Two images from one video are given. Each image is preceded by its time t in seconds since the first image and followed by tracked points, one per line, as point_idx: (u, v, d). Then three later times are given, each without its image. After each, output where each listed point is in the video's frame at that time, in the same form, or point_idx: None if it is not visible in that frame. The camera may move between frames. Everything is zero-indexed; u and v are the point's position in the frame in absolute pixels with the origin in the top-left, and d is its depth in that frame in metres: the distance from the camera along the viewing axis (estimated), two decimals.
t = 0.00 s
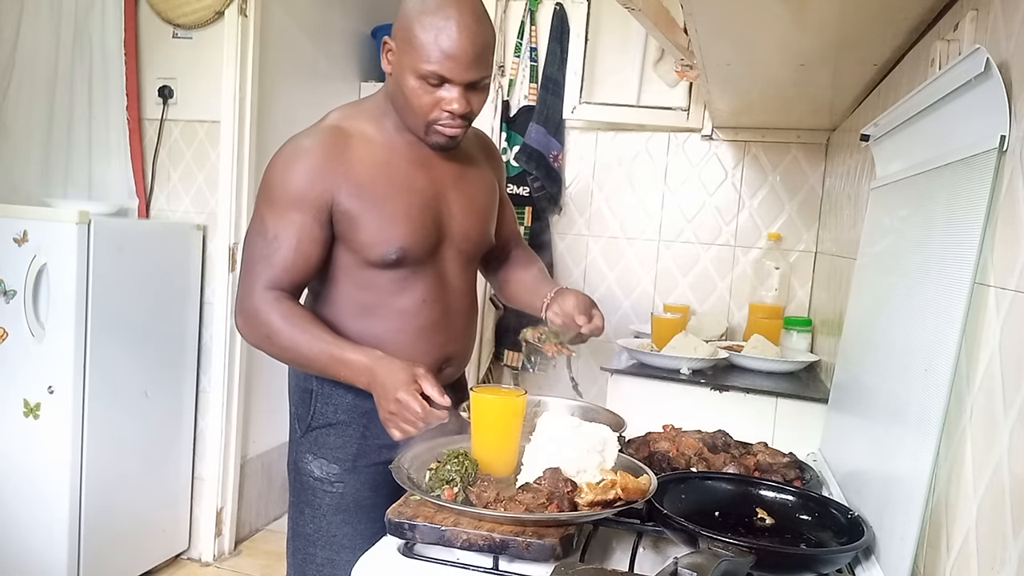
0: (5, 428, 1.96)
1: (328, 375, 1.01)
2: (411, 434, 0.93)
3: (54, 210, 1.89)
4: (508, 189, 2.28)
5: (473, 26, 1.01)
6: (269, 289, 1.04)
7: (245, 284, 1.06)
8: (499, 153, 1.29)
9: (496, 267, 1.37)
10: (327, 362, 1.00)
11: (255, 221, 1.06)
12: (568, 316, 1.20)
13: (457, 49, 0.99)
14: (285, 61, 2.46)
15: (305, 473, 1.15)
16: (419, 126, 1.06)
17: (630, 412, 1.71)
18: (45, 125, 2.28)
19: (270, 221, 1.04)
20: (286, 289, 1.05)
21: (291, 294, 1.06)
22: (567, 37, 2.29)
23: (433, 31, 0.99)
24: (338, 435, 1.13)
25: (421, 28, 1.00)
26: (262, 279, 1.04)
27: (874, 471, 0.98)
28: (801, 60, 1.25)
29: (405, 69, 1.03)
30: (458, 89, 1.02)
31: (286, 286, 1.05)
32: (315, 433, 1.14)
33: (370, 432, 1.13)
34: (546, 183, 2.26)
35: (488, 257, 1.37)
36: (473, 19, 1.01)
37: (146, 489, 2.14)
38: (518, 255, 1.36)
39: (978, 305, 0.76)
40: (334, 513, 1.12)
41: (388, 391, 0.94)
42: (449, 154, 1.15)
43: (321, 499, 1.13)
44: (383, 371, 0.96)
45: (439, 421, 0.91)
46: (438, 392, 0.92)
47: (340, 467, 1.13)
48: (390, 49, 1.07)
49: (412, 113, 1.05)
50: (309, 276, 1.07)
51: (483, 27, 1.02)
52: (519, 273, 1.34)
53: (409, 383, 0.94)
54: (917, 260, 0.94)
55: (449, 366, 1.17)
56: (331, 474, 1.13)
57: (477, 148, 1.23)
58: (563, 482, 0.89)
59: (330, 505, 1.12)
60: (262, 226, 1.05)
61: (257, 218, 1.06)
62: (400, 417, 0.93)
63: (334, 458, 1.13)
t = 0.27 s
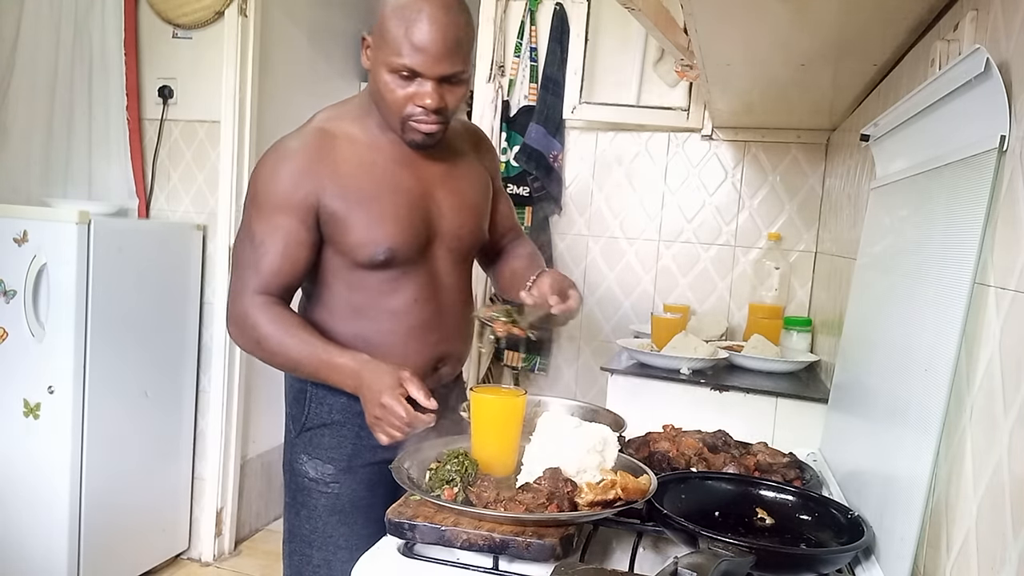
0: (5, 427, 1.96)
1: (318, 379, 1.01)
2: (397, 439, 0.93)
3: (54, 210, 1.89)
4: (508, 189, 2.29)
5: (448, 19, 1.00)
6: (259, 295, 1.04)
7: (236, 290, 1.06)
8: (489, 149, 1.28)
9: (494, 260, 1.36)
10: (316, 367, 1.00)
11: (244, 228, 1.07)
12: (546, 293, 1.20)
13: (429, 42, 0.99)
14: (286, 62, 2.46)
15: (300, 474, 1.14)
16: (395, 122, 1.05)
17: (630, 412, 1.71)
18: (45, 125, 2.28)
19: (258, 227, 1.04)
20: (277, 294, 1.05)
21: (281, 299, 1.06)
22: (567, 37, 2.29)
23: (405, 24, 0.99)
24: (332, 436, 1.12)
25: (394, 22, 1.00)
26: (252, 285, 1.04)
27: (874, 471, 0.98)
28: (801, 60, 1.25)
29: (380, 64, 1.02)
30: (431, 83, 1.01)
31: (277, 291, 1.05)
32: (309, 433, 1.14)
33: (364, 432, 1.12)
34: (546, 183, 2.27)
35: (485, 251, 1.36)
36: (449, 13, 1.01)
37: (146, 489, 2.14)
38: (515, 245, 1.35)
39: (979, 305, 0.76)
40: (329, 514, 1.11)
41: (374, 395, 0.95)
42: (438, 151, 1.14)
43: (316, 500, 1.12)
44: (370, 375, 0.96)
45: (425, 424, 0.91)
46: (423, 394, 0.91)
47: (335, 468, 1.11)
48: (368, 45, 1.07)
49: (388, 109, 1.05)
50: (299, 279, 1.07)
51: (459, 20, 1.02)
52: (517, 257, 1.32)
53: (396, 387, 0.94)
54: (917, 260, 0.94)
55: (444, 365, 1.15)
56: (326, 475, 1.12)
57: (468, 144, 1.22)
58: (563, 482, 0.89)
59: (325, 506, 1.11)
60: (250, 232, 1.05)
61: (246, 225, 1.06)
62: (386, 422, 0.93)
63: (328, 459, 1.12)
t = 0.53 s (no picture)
0: (5, 427, 1.96)
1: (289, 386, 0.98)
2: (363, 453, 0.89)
3: (54, 210, 1.89)
4: (508, 190, 2.31)
5: (426, 11, 0.98)
6: (237, 300, 1.02)
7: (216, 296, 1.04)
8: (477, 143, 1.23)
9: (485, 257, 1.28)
10: (287, 374, 0.97)
11: (220, 233, 1.05)
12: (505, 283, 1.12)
13: (404, 34, 0.97)
14: (286, 61, 2.46)
15: (283, 480, 1.10)
16: (369, 117, 1.03)
17: (630, 412, 1.71)
18: (45, 125, 2.28)
19: (232, 230, 1.03)
20: (255, 298, 1.03)
21: (259, 303, 1.04)
22: (567, 37, 2.29)
23: (380, 16, 0.97)
24: (314, 439, 1.09)
25: (369, 13, 0.98)
26: (229, 291, 1.02)
27: (874, 471, 0.98)
28: (801, 60, 1.25)
29: (354, 56, 1.00)
30: (406, 77, 0.99)
31: (254, 295, 1.03)
32: (291, 438, 1.10)
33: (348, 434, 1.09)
34: (546, 183, 2.29)
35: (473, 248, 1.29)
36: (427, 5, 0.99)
37: (146, 489, 2.14)
38: (504, 246, 1.26)
39: (979, 305, 0.76)
40: (315, 520, 1.07)
41: (338, 406, 0.91)
42: (415, 150, 1.12)
43: (300, 507, 1.08)
44: (337, 382, 0.93)
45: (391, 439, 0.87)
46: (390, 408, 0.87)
47: (319, 472, 1.08)
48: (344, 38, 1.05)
49: (362, 104, 1.02)
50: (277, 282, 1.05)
51: (438, 14, 1.00)
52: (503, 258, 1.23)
53: (358, 398, 0.90)
54: (917, 260, 0.94)
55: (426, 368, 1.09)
56: (310, 480, 1.08)
57: (452, 139, 1.18)
58: (563, 482, 0.89)
59: (311, 512, 1.08)
60: (225, 237, 1.04)
61: (222, 229, 1.05)
62: (348, 435, 0.89)
63: (311, 463, 1.08)
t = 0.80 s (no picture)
0: (5, 428, 1.96)
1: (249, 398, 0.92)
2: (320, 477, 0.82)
3: (54, 210, 1.89)
4: (508, 190, 2.30)
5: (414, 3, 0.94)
6: (204, 304, 0.96)
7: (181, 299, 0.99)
8: (463, 145, 1.18)
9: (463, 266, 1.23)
10: (247, 388, 0.91)
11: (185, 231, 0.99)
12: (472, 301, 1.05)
13: (388, 25, 0.93)
14: (286, 62, 2.46)
15: (262, 490, 1.07)
16: (347, 112, 0.98)
17: (629, 412, 1.71)
18: (45, 125, 2.28)
19: (198, 229, 0.98)
20: (222, 303, 0.98)
21: (228, 308, 0.98)
22: (567, 37, 2.28)
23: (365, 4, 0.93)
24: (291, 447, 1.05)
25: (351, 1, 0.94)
26: (196, 294, 0.96)
27: (874, 471, 0.98)
28: (801, 60, 1.25)
29: (333, 45, 0.96)
30: (389, 70, 0.95)
31: (222, 299, 0.98)
32: (268, 446, 1.07)
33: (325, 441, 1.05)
34: (546, 183, 2.29)
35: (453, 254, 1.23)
36: None
37: (146, 489, 2.14)
38: (483, 258, 1.20)
39: (979, 305, 0.76)
40: (296, 530, 1.03)
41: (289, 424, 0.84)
42: (392, 149, 1.07)
43: (280, 517, 1.04)
44: (291, 397, 0.86)
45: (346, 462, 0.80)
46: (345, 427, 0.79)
47: (297, 481, 1.04)
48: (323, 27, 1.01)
49: (340, 97, 0.98)
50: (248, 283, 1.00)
51: (425, 7, 0.96)
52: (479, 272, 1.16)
53: (307, 416, 0.82)
54: (917, 259, 0.94)
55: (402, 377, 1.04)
56: (288, 490, 1.04)
57: (435, 139, 1.13)
58: (563, 482, 0.89)
59: (290, 523, 1.03)
60: (190, 235, 0.98)
61: (187, 226, 0.99)
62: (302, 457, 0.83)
63: (289, 471, 1.04)
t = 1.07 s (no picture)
0: (4, 428, 1.96)
1: (248, 405, 0.92)
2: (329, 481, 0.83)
3: (54, 210, 1.89)
4: (509, 190, 2.30)
5: (417, 8, 0.94)
6: (193, 310, 0.96)
7: (167, 304, 0.98)
8: (451, 152, 1.19)
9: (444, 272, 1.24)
10: (245, 394, 0.91)
11: (165, 230, 0.99)
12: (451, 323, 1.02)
13: (391, 30, 0.92)
14: (286, 62, 2.46)
15: (249, 496, 1.08)
16: (342, 115, 0.99)
17: (629, 412, 1.71)
18: (45, 124, 2.28)
19: (178, 228, 0.98)
20: (212, 307, 0.97)
21: (218, 314, 0.98)
22: (567, 37, 2.28)
23: (368, 7, 0.92)
24: (277, 454, 1.07)
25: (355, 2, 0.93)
26: (185, 301, 0.96)
27: (875, 470, 0.98)
28: (801, 60, 1.25)
29: (332, 45, 0.95)
30: (389, 76, 0.95)
31: (211, 304, 0.97)
32: (253, 453, 1.08)
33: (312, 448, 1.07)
34: (546, 183, 2.29)
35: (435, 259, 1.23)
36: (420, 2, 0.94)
37: (146, 489, 2.14)
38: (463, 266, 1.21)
39: (979, 305, 0.76)
40: (285, 536, 1.06)
41: (295, 427, 0.84)
42: (378, 155, 1.09)
43: (269, 524, 1.06)
44: (297, 399, 0.87)
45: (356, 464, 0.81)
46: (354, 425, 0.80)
47: (285, 488, 1.06)
48: (320, 22, 1.01)
49: (336, 99, 0.98)
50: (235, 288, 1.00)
51: (428, 12, 0.95)
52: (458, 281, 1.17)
53: (315, 417, 0.83)
54: (917, 259, 0.94)
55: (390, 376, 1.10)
56: (276, 497, 1.06)
57: (422, 145, 1.15)
58: (563, 482, 0.89)
59: (279, 529, 1.06)
60: (171, 235, 0.98)
61: (167, 224, 0.99)
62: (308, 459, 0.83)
63: (276, 479, 1.06)
